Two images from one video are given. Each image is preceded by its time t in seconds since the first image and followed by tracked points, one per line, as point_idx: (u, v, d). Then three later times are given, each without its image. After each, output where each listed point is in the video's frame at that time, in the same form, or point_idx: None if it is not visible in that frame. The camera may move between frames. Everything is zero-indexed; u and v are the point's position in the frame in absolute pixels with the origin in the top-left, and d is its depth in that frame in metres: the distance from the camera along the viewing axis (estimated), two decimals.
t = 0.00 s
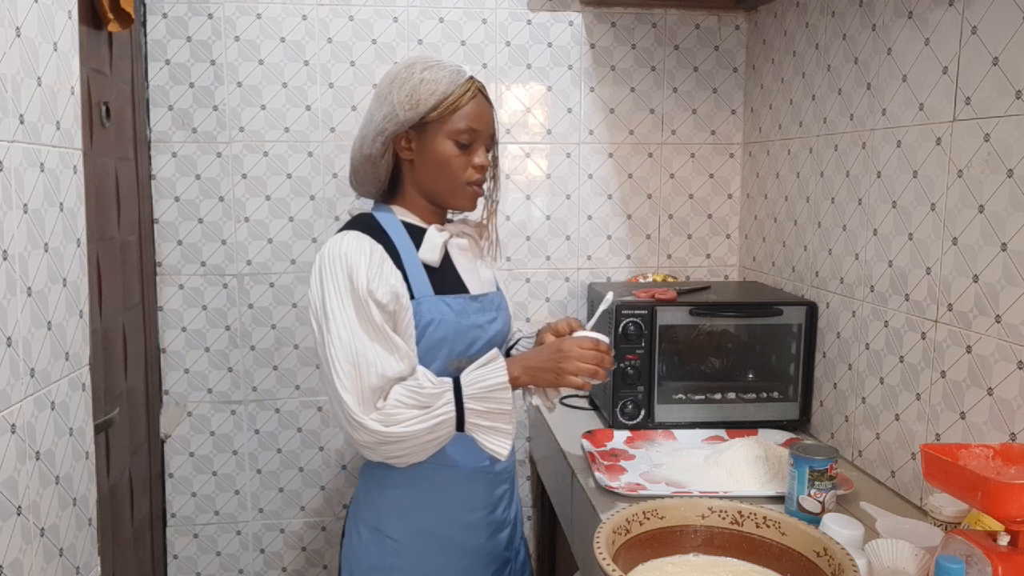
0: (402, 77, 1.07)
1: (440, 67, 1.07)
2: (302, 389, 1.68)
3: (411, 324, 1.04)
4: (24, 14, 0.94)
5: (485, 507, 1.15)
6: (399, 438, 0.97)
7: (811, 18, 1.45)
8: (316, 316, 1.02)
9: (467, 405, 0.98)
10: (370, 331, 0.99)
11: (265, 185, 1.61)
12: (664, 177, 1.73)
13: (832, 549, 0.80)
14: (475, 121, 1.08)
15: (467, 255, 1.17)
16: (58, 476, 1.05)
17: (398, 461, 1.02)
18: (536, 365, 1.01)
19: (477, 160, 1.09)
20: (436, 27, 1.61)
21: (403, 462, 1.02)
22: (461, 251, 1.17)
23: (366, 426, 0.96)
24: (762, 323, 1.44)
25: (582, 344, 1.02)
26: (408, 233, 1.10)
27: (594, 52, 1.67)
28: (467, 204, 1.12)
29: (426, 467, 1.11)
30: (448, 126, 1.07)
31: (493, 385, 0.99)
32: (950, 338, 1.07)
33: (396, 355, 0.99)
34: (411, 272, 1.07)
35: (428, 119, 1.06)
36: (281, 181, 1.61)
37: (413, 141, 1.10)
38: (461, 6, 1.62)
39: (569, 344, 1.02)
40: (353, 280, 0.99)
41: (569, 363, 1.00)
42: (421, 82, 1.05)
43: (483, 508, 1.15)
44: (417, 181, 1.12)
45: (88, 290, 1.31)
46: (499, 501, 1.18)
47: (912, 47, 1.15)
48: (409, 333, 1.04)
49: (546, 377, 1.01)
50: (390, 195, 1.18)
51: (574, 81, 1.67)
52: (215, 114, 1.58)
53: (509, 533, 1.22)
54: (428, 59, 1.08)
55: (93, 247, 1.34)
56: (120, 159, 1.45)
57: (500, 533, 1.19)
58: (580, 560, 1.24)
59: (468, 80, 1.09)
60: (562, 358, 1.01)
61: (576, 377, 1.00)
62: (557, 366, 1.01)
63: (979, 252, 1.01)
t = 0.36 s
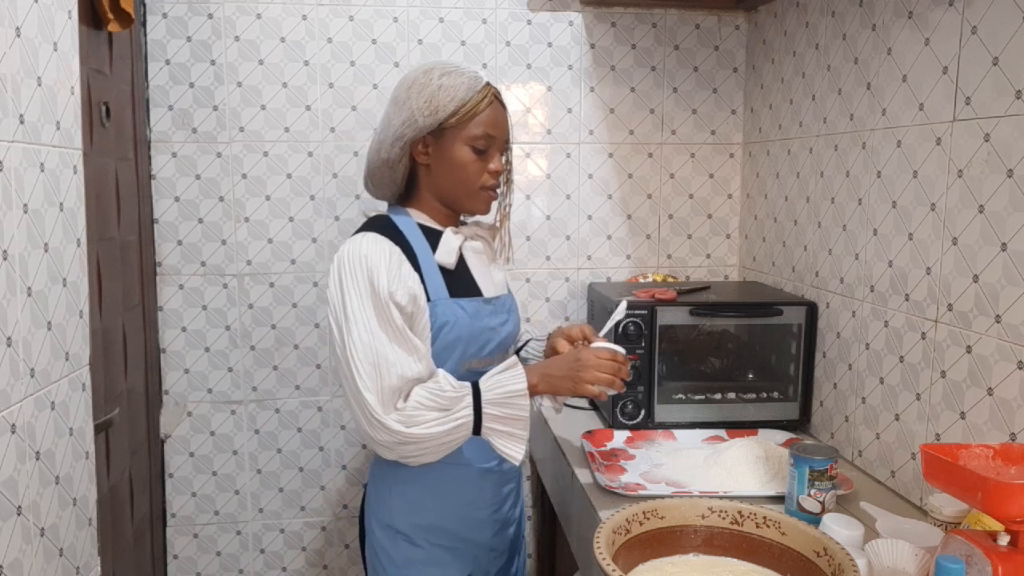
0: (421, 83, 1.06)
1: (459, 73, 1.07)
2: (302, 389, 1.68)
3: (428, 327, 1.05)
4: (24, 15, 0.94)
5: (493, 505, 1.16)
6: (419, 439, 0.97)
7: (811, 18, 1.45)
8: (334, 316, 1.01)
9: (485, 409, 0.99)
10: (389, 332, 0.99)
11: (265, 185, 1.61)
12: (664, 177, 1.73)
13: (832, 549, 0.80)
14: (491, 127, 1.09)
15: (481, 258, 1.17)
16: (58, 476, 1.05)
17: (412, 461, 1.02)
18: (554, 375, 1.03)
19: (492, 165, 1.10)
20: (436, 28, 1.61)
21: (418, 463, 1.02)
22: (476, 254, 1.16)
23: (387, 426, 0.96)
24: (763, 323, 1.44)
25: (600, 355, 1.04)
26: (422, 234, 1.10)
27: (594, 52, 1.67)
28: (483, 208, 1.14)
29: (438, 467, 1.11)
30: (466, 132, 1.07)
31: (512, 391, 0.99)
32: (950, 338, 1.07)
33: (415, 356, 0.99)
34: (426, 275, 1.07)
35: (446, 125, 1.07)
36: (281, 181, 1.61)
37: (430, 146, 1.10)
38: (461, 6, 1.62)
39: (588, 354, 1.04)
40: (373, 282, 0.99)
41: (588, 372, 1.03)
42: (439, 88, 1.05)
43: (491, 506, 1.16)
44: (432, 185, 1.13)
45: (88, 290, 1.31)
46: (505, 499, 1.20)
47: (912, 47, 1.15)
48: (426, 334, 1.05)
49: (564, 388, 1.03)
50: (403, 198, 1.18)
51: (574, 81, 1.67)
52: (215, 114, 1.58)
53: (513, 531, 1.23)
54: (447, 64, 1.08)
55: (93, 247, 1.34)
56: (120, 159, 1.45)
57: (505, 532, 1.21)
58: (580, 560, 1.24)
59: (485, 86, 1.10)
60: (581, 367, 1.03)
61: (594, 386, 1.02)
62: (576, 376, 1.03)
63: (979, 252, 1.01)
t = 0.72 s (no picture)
0: (428, 82, 1.06)
1: (470, 71, 1.07)
2: (302, 389, 1.68)
3: (437, 324, 1.05)
4: (24, 14, 0.94)
5: (500, 505, 1.17)
6: (429, 439, 0.97)
7: (811, 18, 1.45)
8: (343, 311, 1.01)
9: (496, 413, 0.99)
10: (400, 329, 0.98)
11: (265, 185, 1.61)
12: (664, 177, 1.73)
13: (832, 549, 0.80)
14: (503, 126, 1.09)
15: (488, 257, 1.17)
16: (58, 476, 1.05)
17: (417, 461, 1.02)
18: (567, 384, 1.02)
19: (503, 164, 1.10)
20: (436, 27, 1.61)
21: (425, 463, 1.02)
22: (483, 253, 1.16)
23: (398, 426, 0.96)
24: (763, 323, 1.44)
25: (616, 367, 1.02)
26: (431, 232, 1.11)
27: (594, 52, 1.67)
28: (492, 207, 1.14)
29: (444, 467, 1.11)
30: (477, 131, 1.07)
31: (524, 397, 0.99)
32: (950, 338, 1.07)
33: (426, 355, 0.99)
34: (436, 271, 1.07)
35: (458, 124, 1.06)
36: (281, 181, 1.61)
37: (440, 145, 1.09)
38: (461, 6, 1.62)
39: (604, 365, 1.02)
40: (384, 280, 0.99)
41: (603, 385, 1.01)
42: (451, 85, 1.05)
43: (498, 506, 1.17)
44: (441, 183, 1.13)
45: (88, 290, 1.31)
46: (511, 500, 1.21)
47: (912, 47, 1.15)
48: (435, 333, 1.04)
49: (577, 398, 1.02)
50: (410, 195, 1.17)
51: (574, 81, 1.67)
52: (215, 114, 1.58)
53: (517, 532, 1.24)
54: (458, 62, 1.08)
55: (93, 247, 1.34)
56: (120, 159, 1.45)
57: (511, 532, 1.22)
58: (580, 560, 1.24)
59: (496, 85, 1.09)
60: (596, 379, 1.01)
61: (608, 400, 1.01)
62: (590, 387, 1.01)
63: (979, 252, 1.01)
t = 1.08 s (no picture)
0: (425, 83, 1.06)
1: (472, 71, 1.07)
2: (302, 389, 1.68)
3: (434, 328, 1.05)
4: (24, 15, 0.94)
5: (501, 509, 1.17)
6: (426, 446, 0.97)
7: (811, 18, 1.45)
8: (339, 316, 1.00)
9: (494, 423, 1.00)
10: (396, 334, 0.98)
11: (265, 185, 1.61)
12: (664, 177, 1.73)
13: (832, 549, 0.80)
14: (504, 127, 1.09)
15: (488, 258, 1.17)
16: (58, 476, 1.05)
17: (415, 467, 1.02)
18: (569, 398, 1.05)
19: (505, 165, 1.11)
20: (436, 28, 1.61)
21: (422, 469, 1.02)
22: (482, 254, 1.16)
23: (395, 433, 0.96)
24: (763, 323, 1.44)
25: (617, 384, 1.06)
26: (430, 234, 1.11)
27: (595, 51, 1.67)
28: (493, 208, 1.14)
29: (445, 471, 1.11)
30: (479, 132, 1.07)
31: (523, 407, 1.01)
32: (950, 338, 1.07)
33: (422, 359, 0.99)
34: (434, 274, 1.07)
35: (460, 126, 1.06)
36: (281, 181, 1.61)
37: (441, 146, 1.09)
38: (461, 6, 1.62)
39: (607, 383, 1.06)
40: (381, 284, 0.99)
41: (605, 403, 1.05)
42: (452, 86, 1.05)
43: (499, 509, 1.17)
44: (443, 184, 1.13)
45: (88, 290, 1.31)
46: (512, 504, 1.21)
47: (912, 47, 1.15)
48: (432, 336, 1.04)
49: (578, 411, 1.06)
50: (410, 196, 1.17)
51: (574, 81, 1.67)
52: (215, 114, 1.58)
53: (519, 536, 1.24)
54: (460, 62, 1.07)
55: (93, 247, 1.34)
56: (120, 159, 1.45)
57: (512, 536, 1.21)
58: (580, 560, 1.24)
59: (497, 85, 1.09)
60: (598, 397, 1.05)
61: (609, 417, 1.06)
62: (592, 403, 1.05)
63: (979, 252, 1.01)
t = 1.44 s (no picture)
0: (424, 83, 1.06)
1: (472, 72, 1.07)
2: (302, 389, 1.68)
3: (435, 328, 1.05)
4: (24, 15, 0.94)
5: (501, 508, 1.17)
6: (428, 446, 0.97)
7: (811, 18, 1.45)
8: (340, 317, 1.00)
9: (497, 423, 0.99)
10: (397, 335, 0.98)
11: (266, 185, 1.61)
12: (664, 177, 1.73)
13: (832, 549, 0.80)
14: (503, 127, 1.09)
15: (487, 260, 1.17)
16: (58, 476, 1.05)
17: (418, 468, 1.01)
18: (574, 395, 1.05)
19: (503, 166, 1.11)
20: (436, 27, 1.61)
21: (424, 471, 1.02)
22: (481, 256, 1.16)
23: (397, 433, 0.96)
24: (763, 323, 1.44)
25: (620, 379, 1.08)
26: (429, 235, 1.11)
27: (594, 51, 1.67)
28: (492, 209, 1.14)
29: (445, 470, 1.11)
30: (478, 132, 1.07)
31: (525, 406, 1.00)
32: (950, 338, 1.07)
33: (423, 359, 0.99)
34: (434, 276, 1.07)
35: (459, 126, 1.06)
36: (281, 181, 1.61)
37: (440, 146, 1.09)
38: (461, 6, 1.62)
39: (610, 379, 1.07)
40: (381, 284, 0.99)
41: (610, 397, 1.06)
42: (452, 86, 1.05)
43: (499, 509, 1.17)
44: (441, 184, 1.13)
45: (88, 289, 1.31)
46: (512, 503, 1.21)
47: (912, 47, 1.15)
48: (433, 337, 1.05)
49: (583, 409, 1.06)
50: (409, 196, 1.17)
51: (574, 81, 1.67)
52: (215, 114, 1.58)
53: (520, 536, 1.24)
54: (460, 62, 1.07)
55: (93, 247, 1.34)
56: (120, 159, 1.45)
57: (513, 536, 1.21)
58: (581, 560, 1.24)
59: (497, 86, 1.09)
60: (604, 392, 1.06)
61: (614, 412, 1.06)
62: (598, 399, 1.06)
63: (979, 252, 1.01)
